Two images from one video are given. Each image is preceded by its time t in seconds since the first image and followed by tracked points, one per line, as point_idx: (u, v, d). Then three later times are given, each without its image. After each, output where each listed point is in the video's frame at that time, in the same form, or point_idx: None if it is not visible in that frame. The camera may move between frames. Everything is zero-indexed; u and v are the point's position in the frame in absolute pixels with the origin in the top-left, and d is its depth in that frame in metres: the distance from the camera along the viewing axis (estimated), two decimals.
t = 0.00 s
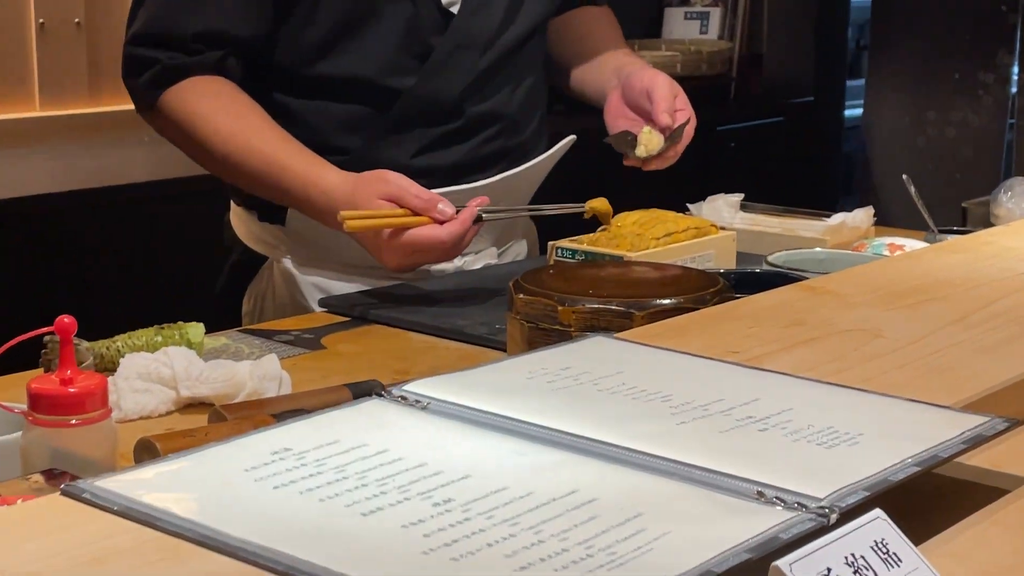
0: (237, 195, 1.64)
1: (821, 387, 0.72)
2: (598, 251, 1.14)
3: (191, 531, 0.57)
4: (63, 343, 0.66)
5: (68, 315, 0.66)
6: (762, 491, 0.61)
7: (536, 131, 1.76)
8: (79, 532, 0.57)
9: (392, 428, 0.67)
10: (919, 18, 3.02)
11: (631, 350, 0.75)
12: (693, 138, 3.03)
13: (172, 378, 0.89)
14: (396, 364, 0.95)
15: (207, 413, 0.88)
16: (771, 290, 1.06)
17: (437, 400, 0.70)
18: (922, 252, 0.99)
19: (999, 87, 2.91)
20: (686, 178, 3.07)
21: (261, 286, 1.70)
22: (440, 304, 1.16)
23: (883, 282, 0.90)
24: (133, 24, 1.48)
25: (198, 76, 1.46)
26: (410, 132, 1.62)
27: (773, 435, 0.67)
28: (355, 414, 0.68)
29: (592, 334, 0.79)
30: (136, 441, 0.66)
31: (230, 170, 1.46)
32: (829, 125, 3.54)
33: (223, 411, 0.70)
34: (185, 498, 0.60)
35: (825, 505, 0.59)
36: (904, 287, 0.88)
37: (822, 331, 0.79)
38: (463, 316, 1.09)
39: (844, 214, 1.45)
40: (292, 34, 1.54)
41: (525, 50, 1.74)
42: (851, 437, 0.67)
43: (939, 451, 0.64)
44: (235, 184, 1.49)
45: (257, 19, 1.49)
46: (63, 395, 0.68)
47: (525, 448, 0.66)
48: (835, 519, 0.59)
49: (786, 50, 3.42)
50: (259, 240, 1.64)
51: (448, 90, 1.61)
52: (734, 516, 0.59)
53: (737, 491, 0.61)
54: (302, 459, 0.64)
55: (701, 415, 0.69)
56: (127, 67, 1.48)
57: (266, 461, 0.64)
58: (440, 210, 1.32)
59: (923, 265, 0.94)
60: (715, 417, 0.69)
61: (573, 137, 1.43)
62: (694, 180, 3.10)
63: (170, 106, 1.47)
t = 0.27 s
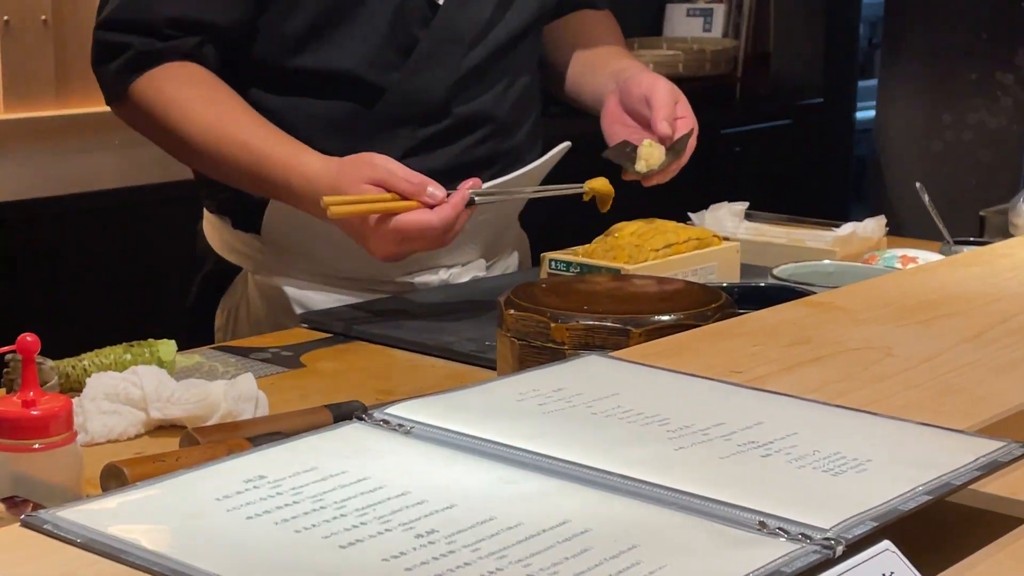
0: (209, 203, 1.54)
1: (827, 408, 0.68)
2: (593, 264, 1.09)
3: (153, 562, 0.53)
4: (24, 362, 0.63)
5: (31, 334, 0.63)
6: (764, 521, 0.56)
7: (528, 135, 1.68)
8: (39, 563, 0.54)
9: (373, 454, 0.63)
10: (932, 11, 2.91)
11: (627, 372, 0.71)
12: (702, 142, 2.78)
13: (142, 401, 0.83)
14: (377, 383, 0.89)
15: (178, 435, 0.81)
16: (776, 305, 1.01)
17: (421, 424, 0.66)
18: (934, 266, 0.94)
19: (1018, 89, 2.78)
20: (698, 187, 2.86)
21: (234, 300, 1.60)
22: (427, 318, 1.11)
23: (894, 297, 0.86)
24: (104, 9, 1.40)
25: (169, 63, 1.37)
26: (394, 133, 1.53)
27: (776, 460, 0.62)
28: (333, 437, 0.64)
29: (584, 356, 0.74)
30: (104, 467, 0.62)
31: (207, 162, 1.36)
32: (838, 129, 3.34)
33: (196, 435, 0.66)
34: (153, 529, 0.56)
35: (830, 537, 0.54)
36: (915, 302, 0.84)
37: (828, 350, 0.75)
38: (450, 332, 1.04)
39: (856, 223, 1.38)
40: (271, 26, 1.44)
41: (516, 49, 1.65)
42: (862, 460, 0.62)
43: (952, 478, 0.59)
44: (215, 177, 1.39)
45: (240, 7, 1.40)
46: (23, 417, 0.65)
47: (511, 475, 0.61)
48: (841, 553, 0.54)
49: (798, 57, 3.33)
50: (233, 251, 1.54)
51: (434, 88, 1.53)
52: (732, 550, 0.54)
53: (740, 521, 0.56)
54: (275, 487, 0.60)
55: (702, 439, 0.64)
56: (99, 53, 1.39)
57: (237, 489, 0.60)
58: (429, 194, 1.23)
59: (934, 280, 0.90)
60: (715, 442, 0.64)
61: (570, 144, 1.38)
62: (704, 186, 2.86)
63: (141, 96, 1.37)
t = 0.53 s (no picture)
0: (190, 207, 1.49)
1: (821, 423, 0.66)
2: (585, 273, 1.07)
3: None
4: None
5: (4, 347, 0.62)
6: (754, 537, 0.54)
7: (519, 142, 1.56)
8: None
9: (355, 470, 0.62)
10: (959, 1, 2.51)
11: (617, 387, 0.69)
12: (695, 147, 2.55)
13: (116, 416, 0.77)
14: (361, 395, 0.86)
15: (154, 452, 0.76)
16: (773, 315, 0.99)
17: (403, 440, 0.65)
18: (934, 276, 0.92)
19: None
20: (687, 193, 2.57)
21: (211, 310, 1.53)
22: (414, 326, 1.08)
23: (892, 308, 0.84)
24: None
25: (155, 44, 1.33)
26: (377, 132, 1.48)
27: (769, 477, 0.60)
28: (313, 454, 0.63)
29: (575, 368, 0.72)
30: (78, 484, 0.61)
31: (206, 136, 1.33)
32: (845, 136, 3.09)
33: (172, 450, 0.64)
34: (128, 548, 0.54)
35: (821, 555, 0.51)
36: (916, 314, 0.82)
37: (826, 362, 0.73)
38: (436, 344, 1.00)
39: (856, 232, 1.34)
40: (252, 19, 1.40)
41: (509, 48, 1.60)
42: (857, 477, 0.60)
43: (948, 495, 0.57)
44: (214, 153, 1.36)
45: None
46: None
47: (494, 491, 0.60)
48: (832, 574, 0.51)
49: (791, 51, 3.04)
50: (212, 258, 1.48)
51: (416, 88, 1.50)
52: (719, 567, 0.51)
53: (729, 538, 0.54)
54: (251, 505, 0.58)
55: (693, 455, 0.62)
56: (79, 46, 1.35)
57: (211, 506, 0.58)
58: (454, 123, 1.23)
59: (935, 290, 0.88)
60: (706, 457, 0.62)
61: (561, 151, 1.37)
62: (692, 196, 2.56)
63: (129, 81, 1.34)
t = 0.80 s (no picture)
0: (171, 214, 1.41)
1: (823, 436, 0.64)
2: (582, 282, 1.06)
3: None
4: None
5: None
6: (754, 553, 0.52)
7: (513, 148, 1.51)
8: None
9: (345, 485, 0.60)
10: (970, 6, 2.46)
11: (611, 400, 0.68)
12: (692, 149, 2.51)
13: (96, 423, 0.74)
14: (352, 407, 0.84)
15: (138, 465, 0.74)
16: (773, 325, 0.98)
17: (393, 453, 0.63)
18: (938, 285, 0.91)
19: None
20: (685, 198, 2.55)
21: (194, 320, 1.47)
22: (407, 335, 1.06)
23: (896, 318, 0.82)
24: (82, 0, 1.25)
25: (163, 41, 1.25)
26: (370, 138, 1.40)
27: (770, 491, 0.58)
28: (301, 469, 0.61)
29: (571, 378, 0.71)
30: (59, 498, 0.60)
31: (221, 133, 1.25)
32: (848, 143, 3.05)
33: (157, 463, 0.62)
34: (109, 565, 0.52)
35: (824, 570, 0.50)
36: (921, 324, 0.81)
37: (832, 373, 0.72)
38: (429, 354, 0.97)
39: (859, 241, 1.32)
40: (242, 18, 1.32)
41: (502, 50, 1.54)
42: (860, 491, 0.58)
43: (953, 508, 0.56)
44: (223, 151, 1.29)
45: None
46: None
47: (487, 506, 0.58)
48: None
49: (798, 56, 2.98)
50: (194, 267, 1.43)
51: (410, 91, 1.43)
52: None
53: (730, 555, 0.52)
54: (238, 520, 0.56)
55: (691, 469, 0.61)
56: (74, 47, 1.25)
57: (198, 523, 0.56)
58: (485, 96, 1.23)
59: (938, 299, 0.86)
60: (706, 471, 0.60)
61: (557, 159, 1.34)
62: (690, 207, 2.55)
63: (134, 80, 1.24)
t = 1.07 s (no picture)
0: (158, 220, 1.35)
1: (839, 451, 0.61)
2: (583, 290, 1.03)
3: None
4: None
5: None
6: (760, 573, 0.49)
7: (512, 149, 1.46)
8: None
9: (338, 501, 0.57)
10: None
11: (617, 413, 0.65)
12: (698, 150, 2.47)
13: (81, 440, 0.71)
14: (344, 420, 0.81)
15: (122, 480, 0.71)
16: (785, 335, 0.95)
17: (388, 469, 0.60)
18: (955, 293, 0.88)
19: None
20: (690, 199, 2.51)
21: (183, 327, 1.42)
22: (404, 345, 1.03)
23: (911, 328, 0.80)
24: None
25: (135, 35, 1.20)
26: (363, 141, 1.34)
27: (782, 508, 0.55)
28: (291, 484, 0.58)
29: (574, 391, 0.68)
30: (40, 517, 0.57)
31: (194, 130, 1.19)
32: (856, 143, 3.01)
33: (144, 479, 0.60)
34: None
35: None
36: (936, 334, 0.78)
37: (844, 386, 0.69)
38: (424, 365, 0.95)
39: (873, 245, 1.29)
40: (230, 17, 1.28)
41: (501, 50, 1.49)
42: (876, 508, 0.54)
43: (973, 527, 0.52)
44: (196, 149, 1.22)
45: None
46: None
47: (487, 525, 0.54)
48: None
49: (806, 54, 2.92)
50: (181, 273, 1.38)
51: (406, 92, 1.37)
52: None
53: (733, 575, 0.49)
54: (227, 540, 0.53)
55: (702, 485, 0.57)
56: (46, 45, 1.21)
57: (183, 543, 0.53)
58: (469, 86, 1.16)
59: (955, 308, 0.84)
60: (714, 488, 0.57)
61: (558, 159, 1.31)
62: (694, 209, 2.51)
63: (105, 76, 1.19)
